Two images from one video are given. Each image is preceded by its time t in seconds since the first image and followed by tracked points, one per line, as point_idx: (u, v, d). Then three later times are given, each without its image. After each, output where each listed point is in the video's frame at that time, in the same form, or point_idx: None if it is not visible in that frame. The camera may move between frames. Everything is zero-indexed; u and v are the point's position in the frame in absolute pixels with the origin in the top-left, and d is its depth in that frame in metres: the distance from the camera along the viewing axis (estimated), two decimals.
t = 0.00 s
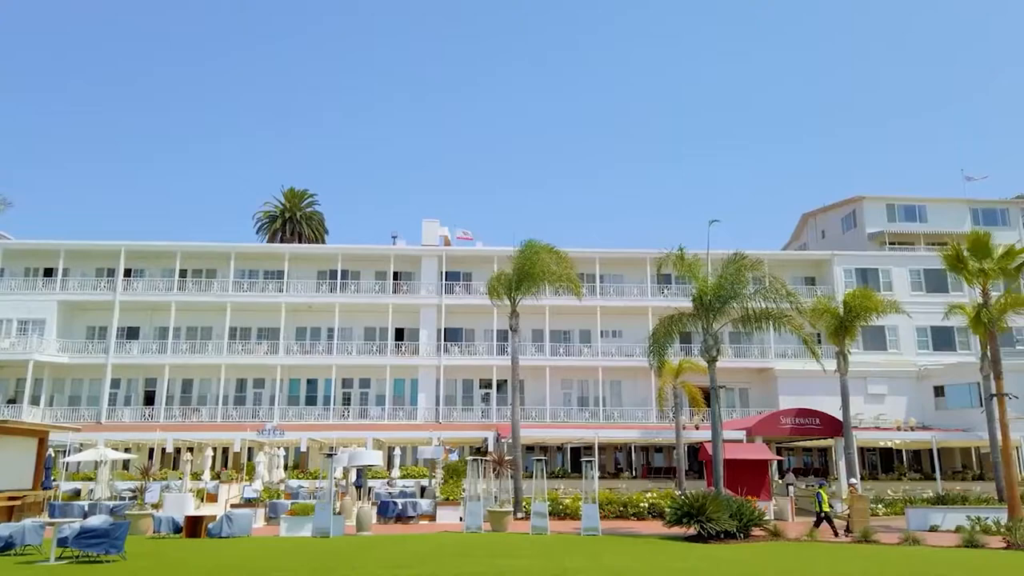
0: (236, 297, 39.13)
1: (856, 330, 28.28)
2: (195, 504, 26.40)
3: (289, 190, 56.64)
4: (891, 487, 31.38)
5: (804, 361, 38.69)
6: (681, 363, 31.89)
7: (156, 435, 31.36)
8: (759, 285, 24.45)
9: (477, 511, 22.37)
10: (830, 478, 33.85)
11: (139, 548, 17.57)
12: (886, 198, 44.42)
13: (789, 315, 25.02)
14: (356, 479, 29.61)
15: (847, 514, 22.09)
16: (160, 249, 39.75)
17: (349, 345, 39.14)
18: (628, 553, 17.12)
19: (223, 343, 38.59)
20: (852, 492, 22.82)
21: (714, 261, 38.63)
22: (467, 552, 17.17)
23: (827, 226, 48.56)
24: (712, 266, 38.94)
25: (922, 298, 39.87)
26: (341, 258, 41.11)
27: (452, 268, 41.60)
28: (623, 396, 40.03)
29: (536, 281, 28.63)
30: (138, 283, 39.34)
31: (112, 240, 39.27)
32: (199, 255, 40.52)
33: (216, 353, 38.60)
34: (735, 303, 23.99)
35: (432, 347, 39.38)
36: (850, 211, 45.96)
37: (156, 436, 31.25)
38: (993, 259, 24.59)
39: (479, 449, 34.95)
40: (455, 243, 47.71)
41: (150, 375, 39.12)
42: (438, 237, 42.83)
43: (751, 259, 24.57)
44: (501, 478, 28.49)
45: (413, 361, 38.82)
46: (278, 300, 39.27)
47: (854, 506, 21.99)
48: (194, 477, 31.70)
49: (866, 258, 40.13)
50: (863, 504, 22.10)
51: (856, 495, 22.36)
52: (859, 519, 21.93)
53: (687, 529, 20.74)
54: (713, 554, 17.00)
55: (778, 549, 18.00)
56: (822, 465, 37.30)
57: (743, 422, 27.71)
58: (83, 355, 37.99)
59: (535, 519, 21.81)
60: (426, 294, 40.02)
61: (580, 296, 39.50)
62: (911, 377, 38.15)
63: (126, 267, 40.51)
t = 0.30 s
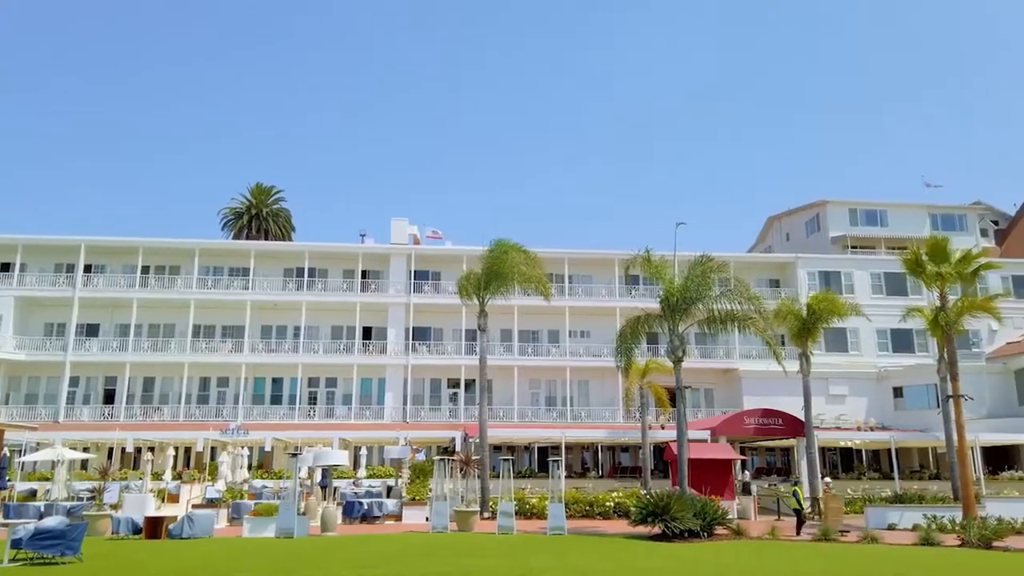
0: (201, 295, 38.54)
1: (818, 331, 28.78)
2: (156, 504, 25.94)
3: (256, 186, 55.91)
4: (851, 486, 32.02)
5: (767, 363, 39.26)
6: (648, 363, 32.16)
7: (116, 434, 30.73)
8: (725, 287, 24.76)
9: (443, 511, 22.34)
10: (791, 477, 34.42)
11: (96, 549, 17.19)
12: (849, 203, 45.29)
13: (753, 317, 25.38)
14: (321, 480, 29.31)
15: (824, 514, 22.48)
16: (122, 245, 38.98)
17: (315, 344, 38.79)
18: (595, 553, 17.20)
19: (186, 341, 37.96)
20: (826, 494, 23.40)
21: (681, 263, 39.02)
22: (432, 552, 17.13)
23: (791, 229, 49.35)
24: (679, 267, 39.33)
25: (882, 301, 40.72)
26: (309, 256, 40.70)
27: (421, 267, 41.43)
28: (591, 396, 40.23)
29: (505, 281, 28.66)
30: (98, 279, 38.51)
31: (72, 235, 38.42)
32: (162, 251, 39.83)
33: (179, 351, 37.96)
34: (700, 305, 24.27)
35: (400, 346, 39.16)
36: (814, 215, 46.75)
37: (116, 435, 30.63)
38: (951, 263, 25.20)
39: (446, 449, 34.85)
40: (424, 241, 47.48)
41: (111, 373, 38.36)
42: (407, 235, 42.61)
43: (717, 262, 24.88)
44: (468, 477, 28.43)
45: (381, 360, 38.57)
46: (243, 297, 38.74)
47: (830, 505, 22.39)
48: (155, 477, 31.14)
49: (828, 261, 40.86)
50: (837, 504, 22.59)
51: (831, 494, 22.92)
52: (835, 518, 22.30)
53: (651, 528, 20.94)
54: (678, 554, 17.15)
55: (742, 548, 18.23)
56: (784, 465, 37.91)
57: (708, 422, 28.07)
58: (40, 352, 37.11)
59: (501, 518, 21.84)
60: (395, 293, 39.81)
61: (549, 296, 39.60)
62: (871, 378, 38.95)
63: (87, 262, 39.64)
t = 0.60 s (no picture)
0: (166, 292, 37.90)
1: (784, 333, 29.20)
2: (117, 505, 25.47)
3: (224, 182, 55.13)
4: (814, 484, 32.59)
5: (734, 363, 39.74)
6: (617, 363, 32.37)
7: (76, 433, 30.08)
8: (693, 289, 25.03)
9: (411, 511, 22.24)
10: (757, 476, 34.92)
11: (55, 550, 16.83)
12: (815, 206, 46.01)
13: (720, 319, 25.67)
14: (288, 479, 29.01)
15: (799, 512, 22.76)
16: (84, 240, 38.19)
17: (283, 343, 38.38)
18: (563, 552, 17.26)
19: (150, 339, 37.32)
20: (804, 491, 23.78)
21: (651, 264, 39.31)
22: (401, 552, 17.05)
23: (759, 232, 50.02)
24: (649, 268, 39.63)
25: (846, 303, 41.44)
26: (277, 253, 40.24)
27: (391, 266, 41.19)
28: (560, 396, 40.37)
29: (476, 280, 28.62)
30: (59, 274, 37.67)
31: (32, 230, 37.55)
32: (127, 247, 39.11)
33: (142, 349, 37.30)
34: (669, 306, 24.51)
35: (370, 345, 38.89)
36: (781, 218, 47.42)
37: (77, 435, 29.99)
38: (913, 266, 25.70)
39: (415, 448, 34.71)
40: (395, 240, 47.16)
41: (72, 371, 37.58)
42: (377, 233, 42.34)
43: (686, 263, 25.14)
44: (437, 477, 28.35)
45: (350, 359, 38.29)
46: (209, 295, 38.19)
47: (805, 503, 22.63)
48: (117, 477, 30.57)
49: (795, 264, 41.46)
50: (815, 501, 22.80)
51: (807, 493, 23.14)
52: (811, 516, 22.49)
53: (619, 527, 21.08)
54: (646, 552, 17.27)
55: (709, 546, 18.42)
56: (750, 464, 38.42)
57: (676, 421, 28.39)
58: None
59: (470, 518, 21.81)
60: (365, 292, 39.54)
61: (520, 297, 39.63)
62: (835, 379, 39.64)
63: (48, 258, 38.77)
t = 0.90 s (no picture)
0: (132, 289, 37.24)
1: (752, 334, 29.57)
2: (79, 506, 24.97)
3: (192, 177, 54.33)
4: (781, 484, 33.06)
5: (704, 364, 40.11)
6: (588, 363, 32.52)
7: (37, 433, 29.42)
8: (663, 290, 25.22)
9: (380, 511, 22.08)
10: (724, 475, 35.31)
11: (14, 552, 16.47)
12: (784, 209, 46.64)
13: (690, 320, 25.88)
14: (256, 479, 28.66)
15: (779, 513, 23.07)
16: (47, 236, 37.39)
17: (252, 341, 37.93)
18: (534, 552, 17.27)
19: (115, 337, 36.67)
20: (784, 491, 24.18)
21: (622, 264, 39.52)
22: (369, 553, 16.99)
23: (728, 234, 50.57)
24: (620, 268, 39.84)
25: (813, 304, 42.06)
26: (246, 251, 39.77)
27: (363, 265, 40.90)
28: (531, 395, 40.43)
29: (447, 279, 28.55)
30: (21, 270, 36.83)
31: None
32: (91, 243, 38.37)
33: (106, 347, 36.64)
34: (640, 307, 24.68)
35: (340, 344, 38.58)
36: (750, 220, 47.98)
37: (37, 434, 29.32)
38: (878, 269, 26.16)
39: (385, 447, 34.50)
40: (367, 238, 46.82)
41: (33, 369, 36.77)
42: (349, 232, 41.99)
43: (657, 265, 25.34)
44: (407, 476, 28.22)
45: (320, 358, 37.97)
46: (176, 292, 37.60)
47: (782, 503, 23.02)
48: (79, 477, 29.98)
49: (763, 266, 41.99)
50: (793, 501, 23.14)
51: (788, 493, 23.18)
52: (790, 516, 22.75)
53: (588, 526, 21.18)
54: (616, 552, 17.35)
55: (677, 545, 18.54)
56: (718, 464, 38.82)
57: (646, 421, 28.65)
58: None
59: (440, 518, 21.74)
60: (336, 290, 39.23)
61: (492, 296, 39.62)
62: (802, 380, 40.23)
63: (9, 253, 37.89)
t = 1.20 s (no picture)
0: (98, 286, 36.55)
1: (722, 335, 29.91)
2: (41, 506, 24.48)
3: (161, 173, 53.49)
4: (749, 483, 33.45)
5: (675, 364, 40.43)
6: (560, 363, 32.64)
7: None
8: (635, 290, 25.36)
9: (351, 510, 21.90)
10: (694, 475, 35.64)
11: None
12: (755, 212, 47.19)
13: (662, 321, 26.04)
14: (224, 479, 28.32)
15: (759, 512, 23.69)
16: (11, 230, 36.56)
17: (221, 339, 37.44)
18: (503, 551, 17.29)
19: (80, 334, 35.97)
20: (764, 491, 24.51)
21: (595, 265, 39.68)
22: (339, 553, 16.89)
23: (700, 236, 51.06)
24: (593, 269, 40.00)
25: (783, 306, 42.58)
26: (216, 248, 39.26)
27: (335, 263, 40.58)
28: (504, 395, 40.45)
29: (420, 278, 28.45)
30: None
31: None
32: (57, 239, 37.61)
33: (71, 344, 35.94)
34: (612, 307, 24.81)
35: (312, 343, 38.21)
36: (721, 222, 48.47)
37: None
38: (845, 272, 26.58)
39: (356, 447, 34.25)
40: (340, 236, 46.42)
41: None
42: (321, 230, 41.62)
43: (629, 265, 25.50)
44: (377, 476, 28.05)
45: (290, 357, 37.59)
46: (144, 289, 36.99)
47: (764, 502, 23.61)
48: (42, 478, 29.37)
49: (734, 268, 42.42)
50: (774, 500, 23.65)
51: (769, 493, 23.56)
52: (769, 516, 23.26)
53: (559, 526, 21.22)
54: (585, 550, 17.48)
55: (646, 543, 18.73)
56: (688, 463, 39.14)
57: (617, 421, 28.88)
58: None
59: (410, 518, 21.65)
60: (307, 289, 38.87)
61: (465, 296, 39.56)
62: (771, 380, 40.74)
63: None
